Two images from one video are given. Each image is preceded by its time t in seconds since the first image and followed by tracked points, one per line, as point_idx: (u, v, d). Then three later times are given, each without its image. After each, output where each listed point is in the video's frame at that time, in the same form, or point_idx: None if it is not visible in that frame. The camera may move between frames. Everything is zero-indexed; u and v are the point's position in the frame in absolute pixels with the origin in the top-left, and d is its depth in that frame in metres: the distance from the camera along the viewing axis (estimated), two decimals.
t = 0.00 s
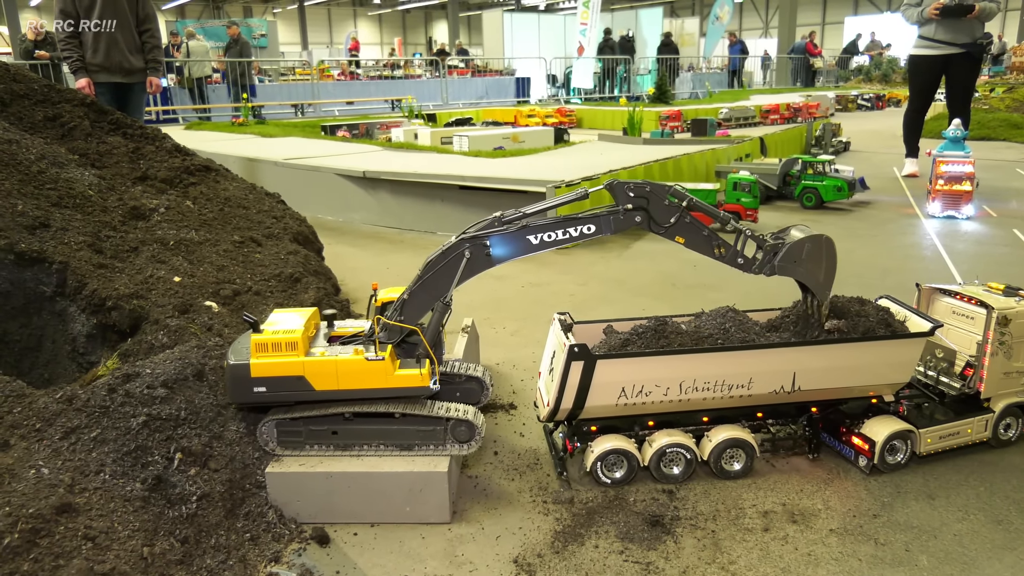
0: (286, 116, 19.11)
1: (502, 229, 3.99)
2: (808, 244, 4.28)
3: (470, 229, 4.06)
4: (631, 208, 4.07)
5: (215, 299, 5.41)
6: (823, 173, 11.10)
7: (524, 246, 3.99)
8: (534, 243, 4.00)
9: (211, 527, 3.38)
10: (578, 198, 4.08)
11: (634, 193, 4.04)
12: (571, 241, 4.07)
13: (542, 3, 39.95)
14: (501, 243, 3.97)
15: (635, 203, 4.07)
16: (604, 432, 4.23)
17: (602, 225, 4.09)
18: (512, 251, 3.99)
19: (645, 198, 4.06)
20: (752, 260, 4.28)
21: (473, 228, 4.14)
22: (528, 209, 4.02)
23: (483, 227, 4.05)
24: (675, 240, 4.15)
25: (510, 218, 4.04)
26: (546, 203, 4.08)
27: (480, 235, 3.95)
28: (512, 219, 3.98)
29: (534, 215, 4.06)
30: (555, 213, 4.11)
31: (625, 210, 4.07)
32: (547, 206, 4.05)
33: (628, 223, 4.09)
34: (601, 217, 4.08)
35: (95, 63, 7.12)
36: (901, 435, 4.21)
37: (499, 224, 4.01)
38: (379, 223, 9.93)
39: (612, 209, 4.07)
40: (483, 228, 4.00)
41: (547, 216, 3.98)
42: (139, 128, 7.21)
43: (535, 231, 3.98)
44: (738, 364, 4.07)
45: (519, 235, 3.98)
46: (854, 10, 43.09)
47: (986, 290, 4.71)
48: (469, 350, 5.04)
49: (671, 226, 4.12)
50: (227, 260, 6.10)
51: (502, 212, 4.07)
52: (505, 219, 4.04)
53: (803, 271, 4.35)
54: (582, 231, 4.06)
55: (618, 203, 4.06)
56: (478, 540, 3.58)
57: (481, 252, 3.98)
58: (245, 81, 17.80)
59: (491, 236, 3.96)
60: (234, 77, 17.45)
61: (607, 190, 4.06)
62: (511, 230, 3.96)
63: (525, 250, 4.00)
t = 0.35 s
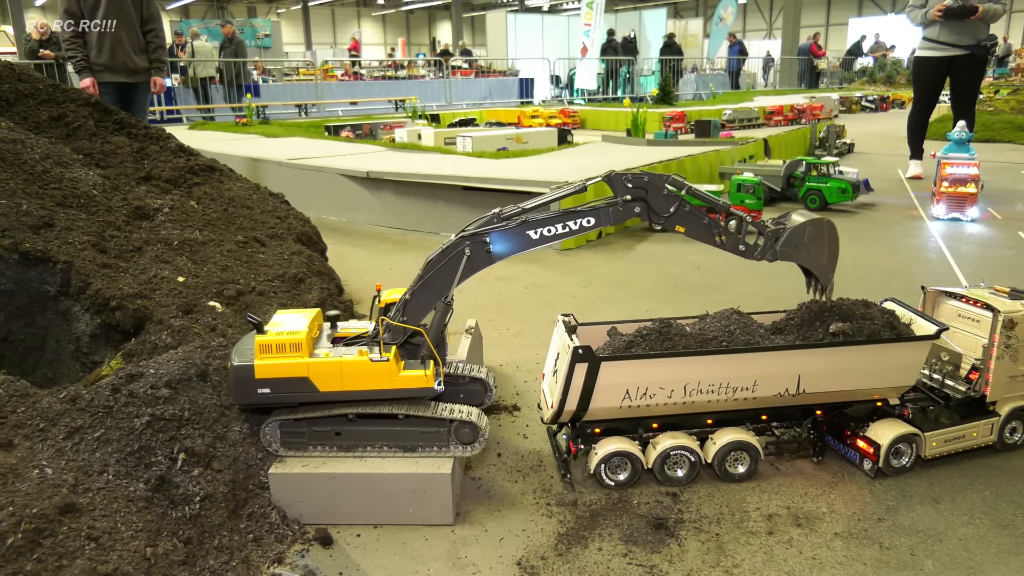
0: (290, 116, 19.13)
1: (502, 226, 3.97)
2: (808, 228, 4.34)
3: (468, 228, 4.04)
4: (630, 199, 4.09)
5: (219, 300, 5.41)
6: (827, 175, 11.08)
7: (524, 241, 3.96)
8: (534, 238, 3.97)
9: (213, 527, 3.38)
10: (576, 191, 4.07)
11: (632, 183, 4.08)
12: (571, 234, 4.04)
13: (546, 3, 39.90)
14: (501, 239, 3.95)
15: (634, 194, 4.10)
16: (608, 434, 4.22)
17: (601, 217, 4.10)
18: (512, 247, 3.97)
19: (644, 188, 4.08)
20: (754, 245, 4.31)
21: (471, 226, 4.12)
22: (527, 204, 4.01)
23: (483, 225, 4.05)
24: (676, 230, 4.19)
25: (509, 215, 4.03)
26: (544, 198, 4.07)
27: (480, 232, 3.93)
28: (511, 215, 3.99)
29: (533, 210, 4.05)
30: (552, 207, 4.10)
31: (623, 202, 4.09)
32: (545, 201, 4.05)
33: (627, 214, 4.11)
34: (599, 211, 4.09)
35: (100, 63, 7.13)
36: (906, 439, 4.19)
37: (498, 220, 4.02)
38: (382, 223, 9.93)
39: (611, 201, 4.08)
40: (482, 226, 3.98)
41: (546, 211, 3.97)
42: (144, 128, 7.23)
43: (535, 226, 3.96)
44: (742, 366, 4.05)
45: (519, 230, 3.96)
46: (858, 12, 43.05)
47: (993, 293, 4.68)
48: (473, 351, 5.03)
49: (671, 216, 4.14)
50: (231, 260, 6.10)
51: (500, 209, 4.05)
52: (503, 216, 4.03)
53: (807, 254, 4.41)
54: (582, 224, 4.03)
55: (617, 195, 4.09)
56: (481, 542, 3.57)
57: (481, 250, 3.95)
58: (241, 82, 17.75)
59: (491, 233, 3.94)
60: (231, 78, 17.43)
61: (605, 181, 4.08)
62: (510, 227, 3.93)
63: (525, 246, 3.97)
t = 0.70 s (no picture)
0: (293, 117, 19.16)
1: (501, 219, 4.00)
2: (780, 199, 4.14)
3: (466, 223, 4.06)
4: (620, 184, 4.17)
5: (224, 301, 5.42)
6: (831, 176, 11.05)
7: (523, 233, 4.03)
8: (533, 229, 4.04)
9: (218, 528, 3.38)
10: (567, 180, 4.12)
11: (620, 169, 4.14)
12: (565, 221, 4.14)
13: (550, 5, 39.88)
14: (501, 231, 3.99)
15: (623, 179, 4.17)
16: (612, 436, 4.21)
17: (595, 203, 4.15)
18: (511, 238, 4.02)
19: (633, 172, 4.15)
20: (728, 221, 4.23)
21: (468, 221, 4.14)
22: (520, 196, 4.06)
23: (479, 218, 4.08)
24: (660, 211, 4.25)
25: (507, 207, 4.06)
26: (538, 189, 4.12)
27: (480, 227, 3.97)
28: (506, 208, 4.02)
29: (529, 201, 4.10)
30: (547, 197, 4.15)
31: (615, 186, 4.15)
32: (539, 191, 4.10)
33: (618, 199, 4.19)
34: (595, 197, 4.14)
35: (104, 64, 7.14)
36: (911, 441, 4.17)
37: (496, 213, 4.03)
38: (386, 224, 9.93)
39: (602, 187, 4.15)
40: (480, 220, 4.01)
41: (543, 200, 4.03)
42: (148, 129, 7.25)
43: (532, 216, 4.01)
44: (747, 369, 4.04)
45: (516, 222, 4.00)
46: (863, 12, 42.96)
47: (998, 295, 4.66)
48: (477, 353, 5.02)
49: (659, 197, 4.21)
50: (236, 261, 6.11)
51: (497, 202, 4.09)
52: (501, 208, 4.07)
53: (780, 226, 4.19)
54: (577, 211, 4.12)
55: (606, 181, 4.16)
56: (485, 543, 3.57)
57: (482, 243, 3.99)
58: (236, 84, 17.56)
59: (491, 227, 3.97)
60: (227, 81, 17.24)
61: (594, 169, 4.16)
62: (508, 219, 3.99)
63: (524, 236, 4.03)
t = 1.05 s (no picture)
0: (298, 119, 19.17)
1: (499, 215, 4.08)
2: (733, 186, 4.72)
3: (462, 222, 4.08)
4: (602, 175, 4.35)
5: (229, 302, 5.42)
6: (837, 178, 11.02)
7: (519, 227, 4.13)
8: (527, 222, 4.15)
9: (223, 530, 3.37)
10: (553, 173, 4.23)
11: (603, 161, 4.35)
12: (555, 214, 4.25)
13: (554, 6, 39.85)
14: (499, 227, 4.08)
15: (605, 170, 4.36)
16: (618, 439, 4.19)
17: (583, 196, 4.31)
18: (508, 233, 4.12)
19: (615, 164, 4.37)
20: (690, 207, 4.62)
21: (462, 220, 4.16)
22: (512, 192, 4.14)
23: (474, 215, 4.13)
24: (635, 200, 4.48)
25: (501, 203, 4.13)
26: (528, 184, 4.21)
27: (481, 224, 4.02)
28: (502, 203, 4.11)
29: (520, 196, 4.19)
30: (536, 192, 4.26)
31: (599, 178, 4.34)
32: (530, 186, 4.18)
33: (600, 189, 4.37)
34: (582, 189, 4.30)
35: (109, 66, 7.15)
36: (918, 444, 4.15)
37: (492, 209, 4.10)
38: (391, 226, 9.93)
39: (588, 178, 4.33)
40: (479, 216, 4.06)
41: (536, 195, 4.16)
42: (154, 131, 7.26)
43: (527, 211, 4.12)
44: (753, 372, 4.02)
45: (513, 217, 4.10)
46: (869, 13, 42.81)
47: (1006, 297, 4.62)
48: (482, 354, 5.01)
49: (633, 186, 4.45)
50: (241, 262, 6.12)
51: (490, 199, 4.15)
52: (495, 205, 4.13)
53: (734, 211, 4.73)
54: (566, 203, 4.24)
55: (590, 173, 4.32)
56: (490, 546, 3.55)
57: (483, 239, 4.05)
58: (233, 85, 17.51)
59: (491, 223, 4.05)
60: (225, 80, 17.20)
61: (579, 161, 4.33)
62: (506, 214, 4.07)
63: (520, 230, 4.15)
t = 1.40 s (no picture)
0: (313, 119, 19.25)
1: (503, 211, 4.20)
2: (695, 183, 4.70)
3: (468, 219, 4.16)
4: (588, 170, 4.43)
5: (243, 301, 5.45)
6: (854, 178, 10.90)
7: (520, 222, 4.25)
8: (527, 218, 4.26)
9: (236, 529, 3.38)
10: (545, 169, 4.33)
11: (590, 157, 4.42)
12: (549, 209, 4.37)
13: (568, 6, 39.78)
14: (503, 223, 4.17)
15: (590, 167, 4.43)
16: (631, 441, 4.16)
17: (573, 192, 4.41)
18: (511, 229, 4.23)
19: (600, 161, 4.45)
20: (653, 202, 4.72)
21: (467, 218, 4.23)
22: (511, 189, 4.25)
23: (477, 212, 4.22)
24: (612, 195, 4.57)
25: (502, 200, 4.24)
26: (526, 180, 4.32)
27: (486, 221, 4.11)
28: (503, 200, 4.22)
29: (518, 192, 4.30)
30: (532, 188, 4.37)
31: (585, 174, 4.42)
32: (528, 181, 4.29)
33: (586, 184, 4.46)
34: (573, 185, 4.40)
35: (125, 66, 7.20)
36: (937, 449, 4.08)
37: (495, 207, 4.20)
38: (405, 226, 9.95)
39: (575, 175, 4.41)
40: (482, 214, 4.15)
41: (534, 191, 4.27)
42: (169, 131, 7.32)
43: (527, 206, 4.23)
44: (768, 374, 3.98)
45: (514, 213, 4.20)
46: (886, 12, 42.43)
47: None
48: (496, 355, 5.00)
49: (613, 182, 4.53)
50: (256, 261, 6.15)
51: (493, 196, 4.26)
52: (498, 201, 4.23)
53: (696, 209, 4.74)
54: (559, 198, 4.36)
55: (578, 169, 4.41)
56: (503, 547, 3.54)
57: (489, 236, 4.15)
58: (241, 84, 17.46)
59: (496, 219, 4.15)
60: (235, 79, 17.19)
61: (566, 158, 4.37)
62: (509, 211, 4.18)
63: (520, 226, 4.26)
